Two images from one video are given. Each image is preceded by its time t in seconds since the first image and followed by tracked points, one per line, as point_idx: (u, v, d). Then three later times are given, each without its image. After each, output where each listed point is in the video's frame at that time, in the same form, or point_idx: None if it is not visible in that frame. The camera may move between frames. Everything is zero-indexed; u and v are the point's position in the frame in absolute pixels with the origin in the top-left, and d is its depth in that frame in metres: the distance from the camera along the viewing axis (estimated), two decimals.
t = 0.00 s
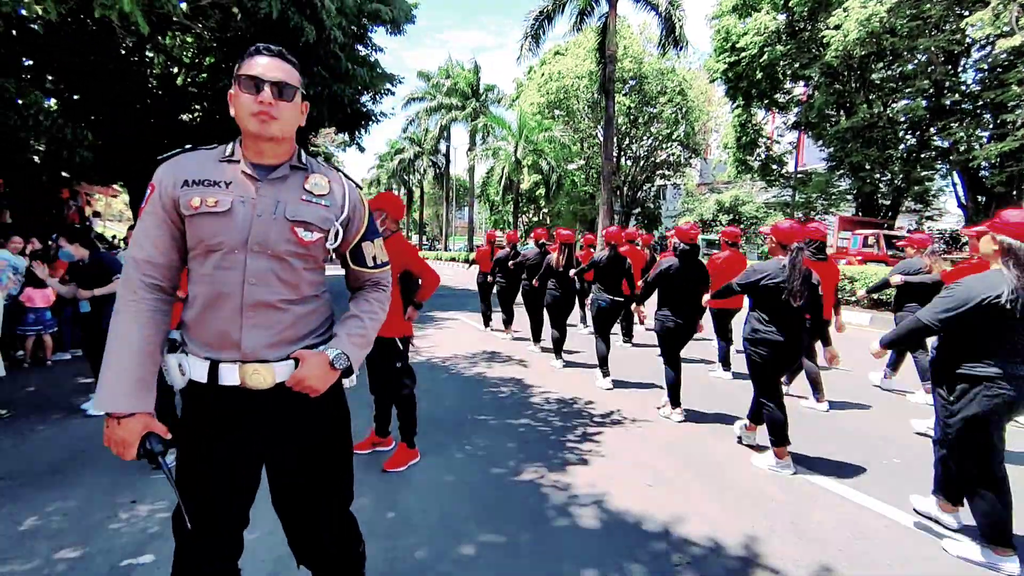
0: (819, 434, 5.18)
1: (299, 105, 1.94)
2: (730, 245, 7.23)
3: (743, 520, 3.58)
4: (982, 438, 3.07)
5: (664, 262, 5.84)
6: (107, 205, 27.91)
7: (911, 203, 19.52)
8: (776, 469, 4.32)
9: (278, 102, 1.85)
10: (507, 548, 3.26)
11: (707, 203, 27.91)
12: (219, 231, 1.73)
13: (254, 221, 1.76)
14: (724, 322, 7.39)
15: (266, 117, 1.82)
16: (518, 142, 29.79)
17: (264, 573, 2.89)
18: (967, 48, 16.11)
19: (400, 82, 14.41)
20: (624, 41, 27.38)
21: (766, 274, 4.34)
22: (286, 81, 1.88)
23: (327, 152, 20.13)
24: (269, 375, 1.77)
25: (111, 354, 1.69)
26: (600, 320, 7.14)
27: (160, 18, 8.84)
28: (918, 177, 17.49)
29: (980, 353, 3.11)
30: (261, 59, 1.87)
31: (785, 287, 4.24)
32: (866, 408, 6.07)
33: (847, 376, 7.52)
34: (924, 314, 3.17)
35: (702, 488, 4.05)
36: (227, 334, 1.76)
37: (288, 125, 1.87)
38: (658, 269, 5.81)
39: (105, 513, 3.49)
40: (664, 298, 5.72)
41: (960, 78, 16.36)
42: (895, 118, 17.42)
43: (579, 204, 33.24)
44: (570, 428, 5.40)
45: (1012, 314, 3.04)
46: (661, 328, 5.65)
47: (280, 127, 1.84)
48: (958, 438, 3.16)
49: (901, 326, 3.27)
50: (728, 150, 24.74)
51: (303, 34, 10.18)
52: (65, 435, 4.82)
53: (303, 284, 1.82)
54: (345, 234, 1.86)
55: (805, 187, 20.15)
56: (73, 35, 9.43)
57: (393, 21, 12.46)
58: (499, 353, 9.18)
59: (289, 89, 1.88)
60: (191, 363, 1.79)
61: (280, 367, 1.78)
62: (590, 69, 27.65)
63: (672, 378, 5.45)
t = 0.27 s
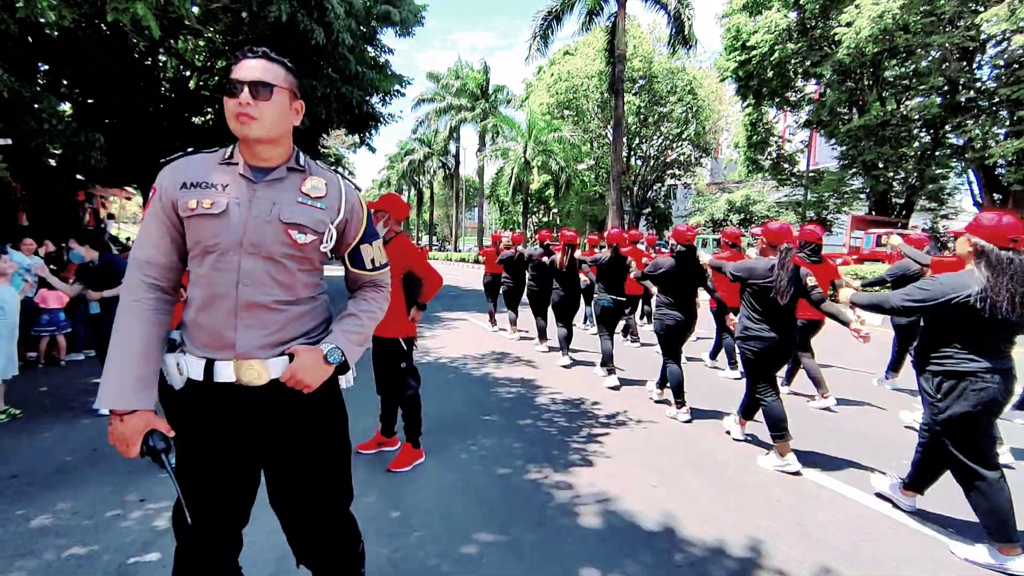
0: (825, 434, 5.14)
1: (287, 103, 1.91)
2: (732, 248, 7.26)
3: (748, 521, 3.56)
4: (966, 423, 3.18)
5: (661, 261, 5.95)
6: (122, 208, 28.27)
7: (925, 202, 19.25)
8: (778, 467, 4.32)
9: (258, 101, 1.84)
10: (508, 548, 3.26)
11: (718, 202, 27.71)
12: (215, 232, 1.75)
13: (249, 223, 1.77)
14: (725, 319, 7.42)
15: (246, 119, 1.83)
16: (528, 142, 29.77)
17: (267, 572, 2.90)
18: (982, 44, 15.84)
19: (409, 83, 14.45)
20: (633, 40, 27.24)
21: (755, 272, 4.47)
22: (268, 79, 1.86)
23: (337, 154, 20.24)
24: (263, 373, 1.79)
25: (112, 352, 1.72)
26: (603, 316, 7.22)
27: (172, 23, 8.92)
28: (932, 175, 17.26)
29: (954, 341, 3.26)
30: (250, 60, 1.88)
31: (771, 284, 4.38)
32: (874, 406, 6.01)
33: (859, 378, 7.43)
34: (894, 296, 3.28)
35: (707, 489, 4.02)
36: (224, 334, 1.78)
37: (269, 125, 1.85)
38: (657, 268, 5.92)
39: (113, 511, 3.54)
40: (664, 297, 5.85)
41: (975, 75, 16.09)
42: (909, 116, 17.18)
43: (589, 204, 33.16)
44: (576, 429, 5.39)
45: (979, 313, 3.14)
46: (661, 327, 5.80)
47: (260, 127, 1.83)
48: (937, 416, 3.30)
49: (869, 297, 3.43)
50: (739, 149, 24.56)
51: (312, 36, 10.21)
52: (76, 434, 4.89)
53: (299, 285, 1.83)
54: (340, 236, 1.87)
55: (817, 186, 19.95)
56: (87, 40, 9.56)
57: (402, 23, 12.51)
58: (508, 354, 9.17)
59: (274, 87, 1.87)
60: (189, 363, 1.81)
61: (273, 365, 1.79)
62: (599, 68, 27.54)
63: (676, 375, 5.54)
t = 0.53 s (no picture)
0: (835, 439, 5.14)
1: (279, 102, 1.91)
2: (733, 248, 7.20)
3: (751, 522, 3.56)
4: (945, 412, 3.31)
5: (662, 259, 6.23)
6: (135, 210, 28.62)
7: (937, 201, 19.03)
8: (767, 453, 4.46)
9: (245, 103, 1.86)
10: (509, 547, 3.27)
11: (727, 202, 27.53)
12: (211, 234, 1.78)
13: (243, 224, 1.80)
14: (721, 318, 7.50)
15: (236, 121, 1.85)
16: (535, 142, 29.76)
17: (271, 570, 2.93)
18: (995, 40, 15.59)
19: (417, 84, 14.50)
20: (641, 39, 27.15)
21: (749, 270, 4.67)
22: (256, 80, 1.87)
23: (346, 155, 20.33)
24: (257, 370, 1.80)
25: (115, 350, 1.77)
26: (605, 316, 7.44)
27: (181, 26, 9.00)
28: (945, 173, 17.06)
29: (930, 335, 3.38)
30: (246, 64, 1.91)
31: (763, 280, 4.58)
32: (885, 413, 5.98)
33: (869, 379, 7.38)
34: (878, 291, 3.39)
35: (711, 489, 4.02)
36: (219, 334, 1.81)
37: (259, 126, 1.86)
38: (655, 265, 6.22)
39: (122, 509, 3.59)
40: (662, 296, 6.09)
41: (988, 71, 15.85)
42: (920, 114, 17.01)
43: (597, 204, 33.08)
44: (581, 430, 5.40)
45: (953, 306, 3.27)
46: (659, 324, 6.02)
47: (250, 129, 1.85)
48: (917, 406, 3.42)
49: (855, 288, 3.50)
50: (748, 148, 24.43)
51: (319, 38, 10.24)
52: (87, 434, 4.96)
53: (294, 287, 1.84)
54: (334, 238, 1.88)
55: (827, 185, 19.77)
56: (98, 45, 9.69)
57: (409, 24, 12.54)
58: (515, 355, 9.17)
59: (266, 88, 1.89)
60: (186, 361, 1.83)
61: (266, 365, 1.81)
62: (607, 68, 27.46)
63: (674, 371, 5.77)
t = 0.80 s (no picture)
0: (841, 441, 5.11)
1: (270, 102, 1.91)
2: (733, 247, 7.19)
3: (753, 523, 3.54)
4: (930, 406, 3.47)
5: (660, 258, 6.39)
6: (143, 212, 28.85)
7: (946, 200, 18.87)
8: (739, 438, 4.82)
9: (237, 103, 1.86)
10: (510, 548, 3.27)
11: (734, 202, 27.39)
12: (207, 235, 1.81)
13: (238, 225, 1.81)
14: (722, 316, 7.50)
15: (227, 123, 1.86)
16: (541, 143, 29.76)
17: (272, 570, 2.95)
18: (1004, 38, 15.45)
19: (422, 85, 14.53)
20: (647, 39, 27.08)
21: (744, 269, 4.86)
22: (247, 82, 1.88)
23: (352, 156, 20.41)
24: (252, 371, 1.82)
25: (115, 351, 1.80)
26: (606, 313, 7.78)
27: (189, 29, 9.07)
28: (954, 172, 16.92)
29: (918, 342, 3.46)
30: (239, 64, 1.92)
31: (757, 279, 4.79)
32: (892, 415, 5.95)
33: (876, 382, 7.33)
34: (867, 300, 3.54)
35: (713, 490, 4.02)
36: (215, 335, 1.83)
37: (250, 127, 1.86)
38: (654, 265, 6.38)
39: (127, 508, 3.62)
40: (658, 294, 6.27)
41: (997, 69, 15.71)
42: (928, 113, 16.87)
43: (603, 204, 33.04)
44: (584, 431, 5.39)
45: (938, 306, 3.38)
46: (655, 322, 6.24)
47: (241, 130, 1.86)
48: (900, 409, 3.55)
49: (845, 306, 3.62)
50: (754, 148, 24.34)
51: (324, 39, 10.27)
52: (95, 434, 5.00)
53: (289, 287, 1.85)
54: (329, 237, 1.88)
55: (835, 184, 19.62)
56: (107, 48, 9.78)
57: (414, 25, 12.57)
58: (520, 355, 9.18)
59: (259, 88, 1.89)
60: (184, 361, 1.87)
61: (262, 365, 1.83)
62: (613, 68, 27.39)
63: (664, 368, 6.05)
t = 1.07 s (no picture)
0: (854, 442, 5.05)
1: (264, 101, 1.91)
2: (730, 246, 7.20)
3: (756, 525, 3.52)
4: (921, 404, 3.54)
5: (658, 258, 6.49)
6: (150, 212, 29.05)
7: (955, 199, 18.72)
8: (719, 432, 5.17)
9: (231, 104, 1.87)
10: (511, 549, 3.26)
11: (739, 201, 27.26)
12: (204, 235, 1.82)
13: (234, 225, 1.82)
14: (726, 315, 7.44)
15: (221, 123, 1.86)
16: (545, 142, 29.74)
17: (274, 569, 2.95)
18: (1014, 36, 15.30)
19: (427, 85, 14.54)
20: (652, 38, 27.00)
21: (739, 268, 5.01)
22: (239, 81, 1.88)
23: (357, 156, 20.46)
24: (248, 373, 1.83)
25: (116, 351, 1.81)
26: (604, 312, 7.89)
27: (194, 30, 9.09)
28: (962, 171, 16.78)
29: (913, 342, 3.54)
30: (235, 66, 1.93)
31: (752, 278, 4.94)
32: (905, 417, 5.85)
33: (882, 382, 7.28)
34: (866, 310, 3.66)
35: (718, 492, 3.98)
36: (213, 335, 1.84)
37: (244, 127, 1.87)
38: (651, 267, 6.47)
39: (129, 507, 3.63)
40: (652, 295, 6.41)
41: (1005, 67, 15.57)
42: (936, 111, 16.74)
43: (608, 204, 32.98)
44: (587, 431, 5.38)
45: (927, 303, 3.49)
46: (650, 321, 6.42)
47: (235, 130, 1.86)
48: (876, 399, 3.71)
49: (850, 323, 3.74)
50: (760, 147, 24.23)
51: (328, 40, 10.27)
52: (100, 433, 5.03)
53: (285, 287, 1.85)
54: (325, 236, 1.87)
55: (842, 183, 19.48)
56: (114, 49, 9.84)
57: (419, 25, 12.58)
58: (524, 355, 9.17)
59: (255, 90, 1.90)
60: (184, 362, 1.89)
61: (258, 367, 1.83)
62: (618, 67, 27.31)
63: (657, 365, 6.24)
